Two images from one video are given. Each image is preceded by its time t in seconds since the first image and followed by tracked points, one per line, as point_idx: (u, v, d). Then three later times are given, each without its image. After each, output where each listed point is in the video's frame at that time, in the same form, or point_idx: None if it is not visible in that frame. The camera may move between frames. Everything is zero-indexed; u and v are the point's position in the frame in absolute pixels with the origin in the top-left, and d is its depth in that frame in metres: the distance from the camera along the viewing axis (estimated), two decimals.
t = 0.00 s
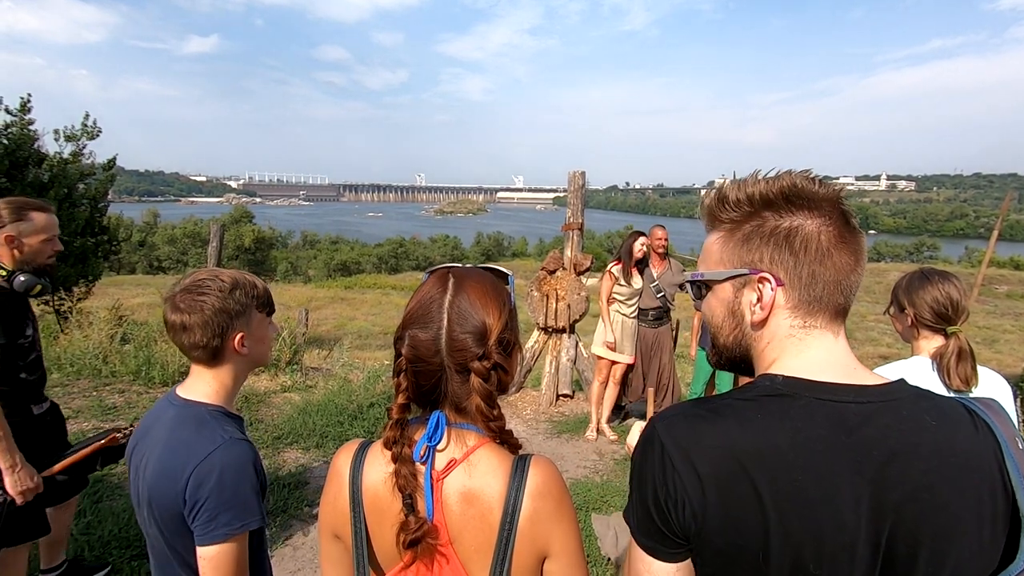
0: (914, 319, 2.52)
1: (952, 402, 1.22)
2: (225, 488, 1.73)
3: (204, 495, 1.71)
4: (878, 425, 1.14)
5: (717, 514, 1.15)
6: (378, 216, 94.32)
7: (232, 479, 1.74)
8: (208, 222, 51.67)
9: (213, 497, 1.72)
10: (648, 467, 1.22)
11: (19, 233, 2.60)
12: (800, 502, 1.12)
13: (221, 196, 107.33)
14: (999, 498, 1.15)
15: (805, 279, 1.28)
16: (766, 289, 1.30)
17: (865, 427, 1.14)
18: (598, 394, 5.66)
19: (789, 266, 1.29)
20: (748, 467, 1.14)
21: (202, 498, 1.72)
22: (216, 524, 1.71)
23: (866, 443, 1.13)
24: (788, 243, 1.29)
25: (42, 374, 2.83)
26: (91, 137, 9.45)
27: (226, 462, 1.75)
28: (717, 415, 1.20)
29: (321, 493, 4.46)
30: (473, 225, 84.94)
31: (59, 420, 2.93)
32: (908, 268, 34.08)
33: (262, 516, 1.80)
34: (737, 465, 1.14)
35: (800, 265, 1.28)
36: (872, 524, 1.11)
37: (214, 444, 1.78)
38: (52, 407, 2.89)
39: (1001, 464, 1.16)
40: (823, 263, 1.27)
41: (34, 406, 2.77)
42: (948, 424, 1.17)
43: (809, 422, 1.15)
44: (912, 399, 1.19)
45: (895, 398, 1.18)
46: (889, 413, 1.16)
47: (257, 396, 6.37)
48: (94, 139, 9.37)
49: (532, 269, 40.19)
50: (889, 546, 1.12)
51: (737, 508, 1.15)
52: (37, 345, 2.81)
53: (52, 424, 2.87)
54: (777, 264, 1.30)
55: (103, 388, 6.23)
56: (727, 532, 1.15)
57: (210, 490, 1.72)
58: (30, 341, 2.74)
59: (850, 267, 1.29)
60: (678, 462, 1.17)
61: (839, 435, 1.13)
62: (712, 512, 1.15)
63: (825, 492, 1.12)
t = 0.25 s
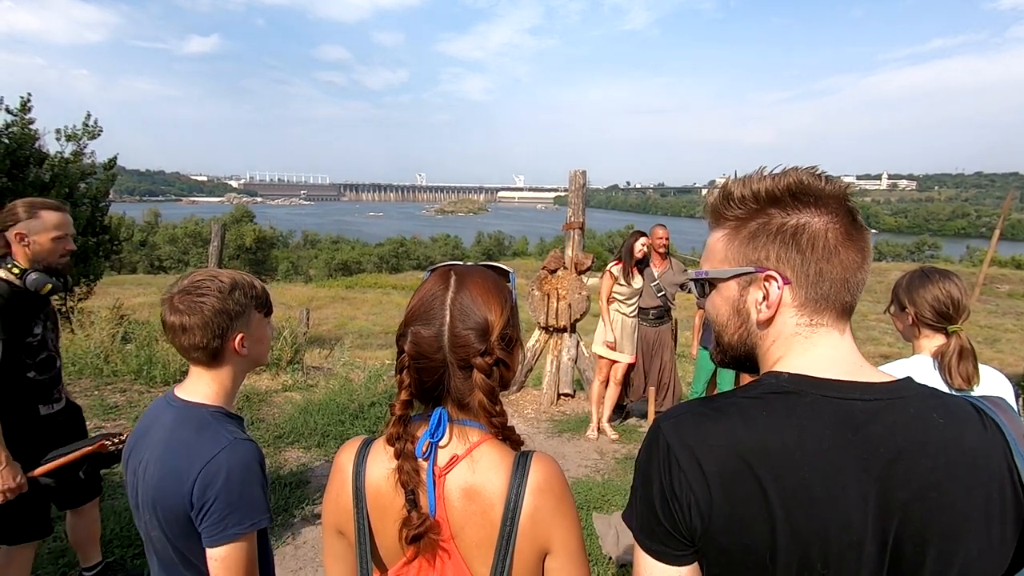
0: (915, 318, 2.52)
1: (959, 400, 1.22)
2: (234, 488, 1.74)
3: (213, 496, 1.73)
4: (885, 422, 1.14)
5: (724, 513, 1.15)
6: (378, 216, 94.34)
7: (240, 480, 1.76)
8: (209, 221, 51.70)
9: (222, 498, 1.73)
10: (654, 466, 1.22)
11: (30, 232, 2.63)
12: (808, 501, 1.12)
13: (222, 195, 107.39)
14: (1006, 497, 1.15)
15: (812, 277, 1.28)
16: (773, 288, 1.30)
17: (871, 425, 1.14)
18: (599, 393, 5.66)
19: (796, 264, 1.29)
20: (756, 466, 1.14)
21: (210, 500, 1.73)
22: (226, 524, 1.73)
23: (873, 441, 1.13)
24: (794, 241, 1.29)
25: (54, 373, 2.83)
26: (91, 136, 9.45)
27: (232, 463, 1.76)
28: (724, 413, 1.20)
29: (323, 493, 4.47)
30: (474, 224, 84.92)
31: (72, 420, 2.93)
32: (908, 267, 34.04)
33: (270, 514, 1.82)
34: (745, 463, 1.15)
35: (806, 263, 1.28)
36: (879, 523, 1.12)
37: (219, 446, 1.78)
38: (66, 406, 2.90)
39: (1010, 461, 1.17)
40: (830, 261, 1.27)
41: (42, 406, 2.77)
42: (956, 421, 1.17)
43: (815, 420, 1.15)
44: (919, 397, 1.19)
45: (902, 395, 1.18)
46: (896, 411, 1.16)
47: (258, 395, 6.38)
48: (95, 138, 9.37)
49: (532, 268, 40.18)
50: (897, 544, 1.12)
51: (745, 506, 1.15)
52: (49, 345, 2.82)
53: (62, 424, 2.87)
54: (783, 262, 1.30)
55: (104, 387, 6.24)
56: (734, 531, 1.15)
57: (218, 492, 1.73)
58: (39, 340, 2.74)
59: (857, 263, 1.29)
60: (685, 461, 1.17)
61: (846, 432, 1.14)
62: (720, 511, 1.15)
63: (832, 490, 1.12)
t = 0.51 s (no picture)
0: (915, 318, 2.51)
1: (961, 398, 1.22)
2: (237, 488, 1.74)
3: (216, 496, 1.73)
4: (888, 420, 1.14)
5: (727, 512, 1.15)
6: (380, 216, 94.37)
7: (243, 480, 1.76)
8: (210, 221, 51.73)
9: (225, 498, 1.73)
10: (657, 465, 1.22)
11: (50, 229, 2.69)
12: (811, 500, 1.12)
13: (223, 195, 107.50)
14: (1009, 495, 1.15)
15: (811, 276, 1.28)
16: (772, 287, 1.30)
17: (874, 422, 1.14)
18: (599, 392, 5.65)
19: (795, 263, 1.29)
20: (758, 464, 1.14)
21: (214, 499, 1.73)
22: (229, 524, 1.73)
23: (875, 439, 1.13)
24: (792, 239, 1.29)
25: (72, 370, 2.84)
26: (93, 137, 9.47)
27: (235, 463, 1.76)
28: (727, 412, 1.19)
29: (324, 492, 4.47)
30: (475, 224, 84.93)
31: (88, 418, 2.93)
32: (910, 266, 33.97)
33: (273, 513, 1.82)
34: (747, 462, 1.14)
35: (805, 261, 1.28)
36: (882, 521, 1.12)
37: (222, 446, 1.78)
38: (85, 403, 2.91)
39: (1012, 459, 1.17)
40: (828, 259, 1.27)
41: (57, 402, 2.79)
42: (959, 419, 1.17)
43: (818, 418, 1.15)
44: (920, 395, 1.19)
45: (904, 393, 1.18)
46: (898, 409, 1.16)
47: (260, 394, 6.39)
48: (96, 138, 9.40)
49: (533, 267, 40.18)
50: (900, 543, 1.12)
51: (747, 505, 1.15)
52: (71, 341, 2.84)
53: (77, 421, 2.87)
54: (782, 260, 1.30)
55: (106, 387, 6.26)
56: (737, 530, 1.15)
57: (221, 491, 1.73)
58: (57, 336, 2.76)
59: (856, 261, 1.29)
60: (688, 459, 1.17)
61: (848, 430, 1.14)
62: (723, 510, 1.15)
63: (835, 488, 1.12)
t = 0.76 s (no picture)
0: (919, 318, 2.51)
1: (966, 399, 1.22)
2: (242, 484, 1.75)
3: (223, 492, 1.73)
4: (893, 421, 1.14)
5: (730, 514, 1.15)
6: (381, 216, 94.44)
7: (249, 476, 1.76)
8: (212, 221, 51.83)
9: (232, 494, 1.73)
10: (661, 467, 1.21)
11: (82, 228, 2.77)
12: (816, 502, 1.12)
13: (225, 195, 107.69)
14: (1015, 497, 1.15)
15: (811, 277, 1.27)
16: (773, 287, 1.30)
17: (879, 424, 1.14)
18: (601, 392, 5.65)
19: (795, 263, 1.29)
20: (762, 466, 1.14)
21: (220, 496, 1.73)
22: (236, 520, 1.73)
23: (881, 441, 1.13)
24: (792, 240, 1.29)
25: (92, 366, 2.85)
26: (96, 137, 9.49)
27: (241, 459, 1.76)
28: (731, 414, 1.19)
29: (326, 492, 4.48)
30: (477, 224, 84.93)
31: (105, 415, 2.92)
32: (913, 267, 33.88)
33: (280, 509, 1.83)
34: (751, 464, 1.14)
35: (805, 262, 1.28)
36: (887, 523, 1.11)
37: (227, 443, 1.78)
38: (104, 400, 2.91)
39: (1019, 461, 1.16)
40: (828, 259, 1.27)
41: (74, 395, 2.80)
42: (964, 421, 1.16)
43: (823, 420, 1.15)
44: (926, 396, 1.18)
45: (909, 394, 1.18)
46: (904, 410, 1.16)
47: (263, 394, 6.40)
48: (100, 138, 9.42)
49: (535, 267, 40.16)
50: (905, 545, 1.11)
51: (751, 507, 1.14)
52: (95, 338, 2.86)
53: (93, 417, 2.87)
54: (783, 261, 1.29)
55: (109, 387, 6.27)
56: (740, 532, 1.15)
57: (228, 488, 1.73)
58: (80, 331, 2.79)
59: (857, 261, 1.29)
60: (691, 461, 1.17)
61: (853, 432, 1.13)
62: (726, 512, 1.15)
63: (840, 490, 1.11)
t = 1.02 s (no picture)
0: (922, 318, 2.51)
1: (967, 399, 1.22)
2: (246, 478, 1.75)
3: (227, 486, 1.74)
4: (893, 420, 1.14)
5: (729, 511, 1.15)
6: (383, 215, 94.45)
7: (253, 471, 1.77)
8: (214, 220, 51.90)
9: (236, 488, 1.74)
10: (661, 466, 1.22)
11: (105, 227, 2.80)
12: (815, 499, 1.12)
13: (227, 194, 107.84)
14: (1016, 498, 1.15)
15: (813, 274, 1.28)
16: (775, 286, 1.30)
17: (878, 422, 1.14)
18: (603, 391, 5.67)
19: (797, 263, 1.29)
20: (762, 464, 1.14)
21: (224, 489, 1.74)
22: (240, 513, 1.74)
23: (880, 439, 1.13)
24: (793, 239, 1.29)
25: (97, 364, 2.85)
26: (100, 136, 9.52)
27: (245, 454, 1.77)
28: (731, 412, 1.20)
29: (327, 490, 4.49)
30: (478, 224, 84.87)
31: (105, 413, 2.92)
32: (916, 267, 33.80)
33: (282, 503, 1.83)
34: (750, 461, 1.15)
35: (807, 261, 1.28)
36: (886, 521, 1.12)
37: (231, 437, 1.79)
38: (106, 398, 2.91)
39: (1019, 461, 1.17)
40: (830, 258, 1.27)
41: (75, 390, 2.81)
42: (964, 420, 1.17)
43: (822, 418, 1.15)
44: (926, 396, 1.19)
45: (909, 394, 1.18)
46: (904, 410, 1.16)
47: (264, 393, 6.42)
48: (103, 137, 9.44)
49: (537, 267, 40.13)
50: (904, 543, 1.12)
51: (751, 504, 1.15)
52: (105, 337, 2.87)
53: (93, 413, 2.87)
54: (785, 260, 1.30)
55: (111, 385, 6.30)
56: (739, 529, 1.16)
57: (232, 481, 1.74)
58: (89, 328, 2.81)
59: (858, 259, 1.29)
60: (691, 459, 1.17)
61: (852, 430, 1.14)
62: (725, 509, 1.16)
63: (839, 488, 1.12)
